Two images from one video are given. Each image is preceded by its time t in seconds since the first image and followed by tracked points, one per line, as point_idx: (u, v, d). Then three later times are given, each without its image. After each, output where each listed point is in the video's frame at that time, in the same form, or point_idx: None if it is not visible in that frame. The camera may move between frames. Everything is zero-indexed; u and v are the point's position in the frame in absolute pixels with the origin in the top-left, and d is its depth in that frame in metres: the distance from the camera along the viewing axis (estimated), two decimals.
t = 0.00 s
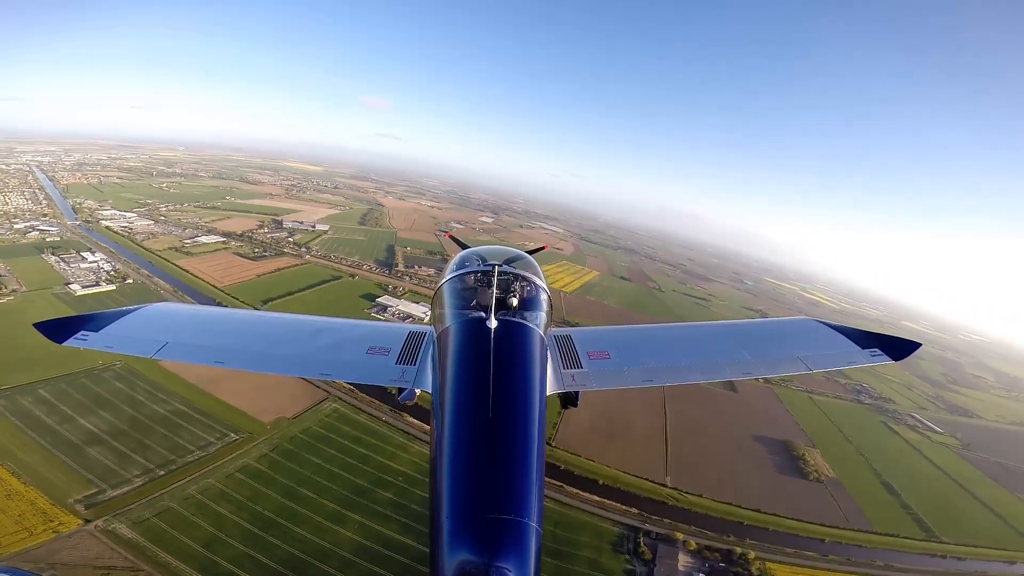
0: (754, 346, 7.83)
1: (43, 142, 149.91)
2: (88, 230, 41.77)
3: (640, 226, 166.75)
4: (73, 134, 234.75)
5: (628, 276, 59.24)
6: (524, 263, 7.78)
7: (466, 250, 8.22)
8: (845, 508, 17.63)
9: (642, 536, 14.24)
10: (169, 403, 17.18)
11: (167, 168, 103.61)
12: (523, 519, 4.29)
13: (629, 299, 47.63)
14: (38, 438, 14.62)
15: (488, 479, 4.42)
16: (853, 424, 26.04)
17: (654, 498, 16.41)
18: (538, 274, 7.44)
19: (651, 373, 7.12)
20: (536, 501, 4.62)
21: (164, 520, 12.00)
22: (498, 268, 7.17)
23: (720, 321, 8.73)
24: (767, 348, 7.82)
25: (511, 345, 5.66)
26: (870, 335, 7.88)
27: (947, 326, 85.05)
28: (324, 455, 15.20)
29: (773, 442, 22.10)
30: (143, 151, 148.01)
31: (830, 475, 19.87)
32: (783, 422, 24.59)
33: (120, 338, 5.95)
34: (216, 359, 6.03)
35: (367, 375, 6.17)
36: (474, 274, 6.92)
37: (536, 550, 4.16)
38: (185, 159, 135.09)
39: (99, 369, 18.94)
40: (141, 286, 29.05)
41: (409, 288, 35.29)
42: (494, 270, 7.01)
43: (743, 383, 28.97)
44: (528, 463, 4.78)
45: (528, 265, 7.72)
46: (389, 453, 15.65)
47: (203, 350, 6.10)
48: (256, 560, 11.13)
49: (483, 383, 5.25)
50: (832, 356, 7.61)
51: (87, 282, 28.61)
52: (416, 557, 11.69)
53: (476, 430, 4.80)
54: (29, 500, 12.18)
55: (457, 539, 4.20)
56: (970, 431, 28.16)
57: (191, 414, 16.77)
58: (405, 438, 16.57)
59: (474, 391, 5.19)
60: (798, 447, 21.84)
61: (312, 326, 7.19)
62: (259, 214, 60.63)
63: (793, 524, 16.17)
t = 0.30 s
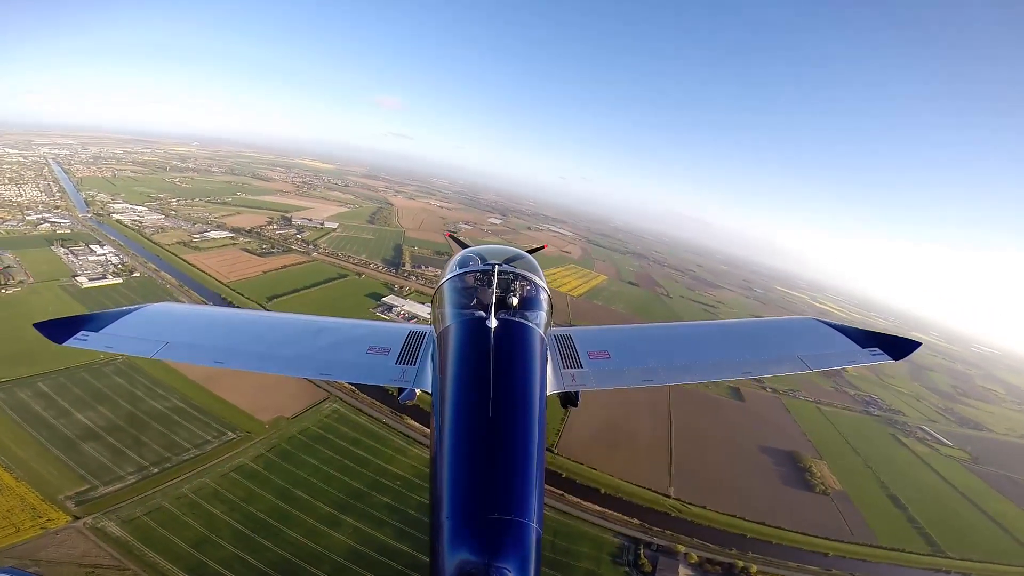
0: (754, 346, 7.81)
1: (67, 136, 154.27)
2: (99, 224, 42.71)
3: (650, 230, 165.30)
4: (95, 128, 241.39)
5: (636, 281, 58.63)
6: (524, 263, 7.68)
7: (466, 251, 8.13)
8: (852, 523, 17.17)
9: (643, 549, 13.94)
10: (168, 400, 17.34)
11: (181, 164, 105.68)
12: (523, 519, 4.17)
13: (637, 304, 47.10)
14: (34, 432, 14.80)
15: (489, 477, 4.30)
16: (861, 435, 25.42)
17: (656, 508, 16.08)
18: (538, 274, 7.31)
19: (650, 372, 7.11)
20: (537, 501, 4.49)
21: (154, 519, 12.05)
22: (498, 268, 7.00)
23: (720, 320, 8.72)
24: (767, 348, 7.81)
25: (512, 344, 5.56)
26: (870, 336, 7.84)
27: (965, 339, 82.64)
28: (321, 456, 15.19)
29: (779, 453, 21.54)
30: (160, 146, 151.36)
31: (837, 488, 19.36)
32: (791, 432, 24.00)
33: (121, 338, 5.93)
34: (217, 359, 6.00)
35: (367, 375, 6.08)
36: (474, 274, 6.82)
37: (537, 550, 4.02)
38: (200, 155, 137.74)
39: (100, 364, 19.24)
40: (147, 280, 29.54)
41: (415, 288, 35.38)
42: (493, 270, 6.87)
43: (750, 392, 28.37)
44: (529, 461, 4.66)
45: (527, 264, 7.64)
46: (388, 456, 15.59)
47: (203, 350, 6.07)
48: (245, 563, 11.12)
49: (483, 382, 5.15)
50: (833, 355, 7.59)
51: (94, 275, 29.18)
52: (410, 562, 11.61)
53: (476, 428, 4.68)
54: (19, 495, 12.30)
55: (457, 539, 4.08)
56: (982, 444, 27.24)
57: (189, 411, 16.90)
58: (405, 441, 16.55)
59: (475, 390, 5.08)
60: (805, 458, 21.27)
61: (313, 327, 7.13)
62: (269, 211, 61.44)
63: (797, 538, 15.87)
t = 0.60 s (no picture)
0: (754, 347, 8.10)
1: (87, 138, 157.83)
2: (110, 223, 43.55)
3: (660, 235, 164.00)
4: (114, 129, 247.44)
5: (644, 286, 58.06)
6: (524, 262, 7.73)
7: (466, 251, 8.17)
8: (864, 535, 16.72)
9: (649, 559, 13.63)
10: (170, 400, 17.49)
11: (194, 164, 107.50)
12: (523, 519, 4.27)
13: (644, 308, 46.62)
14: (35, 432, 14.97)
15: (489, 479, 4.39)
16: (871, 442, 24.78)
17: (664, 517, 15.74)
18: (538, 274, 7.36)
19: (650, 372, 7.41)
20: (537, 500, 4.58)
21: (150, 521, 12.06)
22: (498, 268, 7.07)
23: (719, 321, 9.02)
24: (767, 349, 8.08)
25: (512, 344, 5.65)
26: (869, 336, 8.13)
27: (986, 348, 80.06)
28: (323, 460, 15.17)
29: (789, 461, 21.01)
30: (175, 147, 154.44)
31: (849, 497, 18.86)
32: (802, 440, 23.43)
33: (121, 338, 5.91)
34: (217, 359, 5.96)
35: (366, 375, 6.00)
36: (474, 274, 6.89)
37: (536, 549, 4.13)
38: (212, 155, 140.06)
39: (104, 363, 19.53)
40: (155, 280, 30.04)
41: (421, 289, 35.48)
42: (493, 270, 6.94)
43: (759, 398, 27.76)
44: (528, 463, 4.75)
45: (527, 264, 7.71)
46: (391, 460, 15.55)
47: (203, 350, 6.04)
48: (242, 568, 11.08)
49: (483, 383, 5.22)
50: (831, 355, 7.88)
51: (102, 274, 29.72)
52: (409, 569, 11.51)
53: (475, 430, 4.76)
54: (16, 495, 12.39)
55: (457, 539, 4.18)
56: (1000, 454, 26.35)
57: (190, 411, 17.01)
58: (409, 446, 16.49)
59: (475, 391, 5.16)
60: (815, 467, 20.72)
61: (313, 326, 7.07)
62: (279, 211, 62.19)
63: (807, 550, 15.54)
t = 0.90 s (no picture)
0: (754, 347, 8.15)
1: (104, 134, 160.94)
2: (117, 219, 44.23)
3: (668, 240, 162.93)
4: (131, 126, 252.71)
5: (650, 292, 57.59)
6: (524, 263, 7.64)
7: (466, 251, 8.09)
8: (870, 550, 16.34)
9: (650, 571, 13.38)
10: (168, 399, 17.61)
11: (204, 162, 109.06)
12: (523, 519, 4.23)
13: (648, 314, 46.19)
14: (29, 428, 15.06)
15: (489, 478, 4.35)
16: (877, 452, 24.27)
17: (666, 528, 15.44)
18: (539, 274, 7.27)
19: (651, 372, 7.42)
20: (537, 501, 4.55)
21: (139, 522, 12.04)
22: (498, 268, 6.97)
23: (718, 322, 9.06)
24: (766, 349, 8.14)
25: (512, 344, 5.63)
26: (867, 336, 8.18)
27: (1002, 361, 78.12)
28: (320, 463, 15.13)
29: (794, 472, 20.57)
30: (187, 145, 156.94)
31: (854, 510, 18.46)
32: (807, 450, 22.92)
33: (122, 338, 5.90)
34: (216, 359, 5.92)
35: (365, 376, 5.93)
36: (474, 274, 6.82)
37: (536, 549, 4.09)
38: (223, 153, 141.99)
39: (103, 360, 19.72)
40: (159, 276, 30.43)
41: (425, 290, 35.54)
42: (494, 270, 6.85)
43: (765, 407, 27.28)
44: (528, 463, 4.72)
45: (527, 264, 7.63)
46: (390, 464, 15.51)
47: (203, 350, 6.00)
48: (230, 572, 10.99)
49: (483, 382, 5.18)
50: (830, 355, 7.93)
51: (107, 269, 30.18)
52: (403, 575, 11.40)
53: (475, 429, 4.73)
54: (5, 492, 12.42)
55: (458, 538, 4.13)
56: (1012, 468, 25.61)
57: (187, 410, 17.11)
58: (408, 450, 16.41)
59: (475, 390, 5.12)
60: (821, 478, 20.18)
61: (313, 326, 7.02)
62: (286, 210, 62.85)
63: (811, 562, 15.27)
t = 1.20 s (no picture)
0: (754, 346, 8.03)
1: (116, 134, 163.52)
2: (123, 218, 44.81)
3: (674, 244, 161.91)
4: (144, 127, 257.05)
5: (655, 296, 57.16)
6: (524, 263, 7.53)
7: (466, 252, 7.98)
8: (878, 561, 15.93)
9: None
10: (166, 400, 17.72)
11: (212, 162, 110.34)
12: (524, 519, 4.18)
13: (652, 317, 45.82)
14: (25, 429, 15.19)
15: (489, 478, 4.28)
16: (885, 459, 23.71)
17: (671, 538, 15.15)
18: (539, 274, 7.17)
19: (651, 372, 7.32)
20: (537, 500, 4.49)
21: (131, 525, 12.04)
22: (499, 269, 6.87)
23: (718, 322, 8.95)
24: (766, 348, 8.01)
25: (512, 342, 5.52)
26: (869, 336, 8.06)
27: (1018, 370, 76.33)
28: (318, 467, 15.10)
29: (800, 479, 20.14)
30: (196, 146, 159.21)
31: (863, 518, 18.04)
32: (814, 457, 22.45)
33: (121, 338, 5.89)
34: (216, 359, 5.88)
35: (365, 377, 5.86)
36: (474, 274, 6.72)
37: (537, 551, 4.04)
38: (231, 154, 143.64)
39: (103, 359, 19.92)
40: (162, 275, 30.75)
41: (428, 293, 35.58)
42: (494, 270, 6.76)
43: (772, 414, 26.81)
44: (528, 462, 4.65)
45: (527, 264, 7.52)
46: (390, 469, 15.46)
47: (203, 350, 5.97)
48: None
49: (483, 381, 5.08)
50: (831, 354, 7.80)
51: (111, 268, 30.57)
52: None
53: (475, 429, 4.65)
54: None
55: (458, 539, 4.08)
56: None
57: (185, 412, 17.18)
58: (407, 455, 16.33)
59: (475, 389, 5.02)
60: (829, 486, 19.65)
61: (313, 327, 6.96)
62: (292, 211, 63.38)
63: (816, 572, 14.91)
